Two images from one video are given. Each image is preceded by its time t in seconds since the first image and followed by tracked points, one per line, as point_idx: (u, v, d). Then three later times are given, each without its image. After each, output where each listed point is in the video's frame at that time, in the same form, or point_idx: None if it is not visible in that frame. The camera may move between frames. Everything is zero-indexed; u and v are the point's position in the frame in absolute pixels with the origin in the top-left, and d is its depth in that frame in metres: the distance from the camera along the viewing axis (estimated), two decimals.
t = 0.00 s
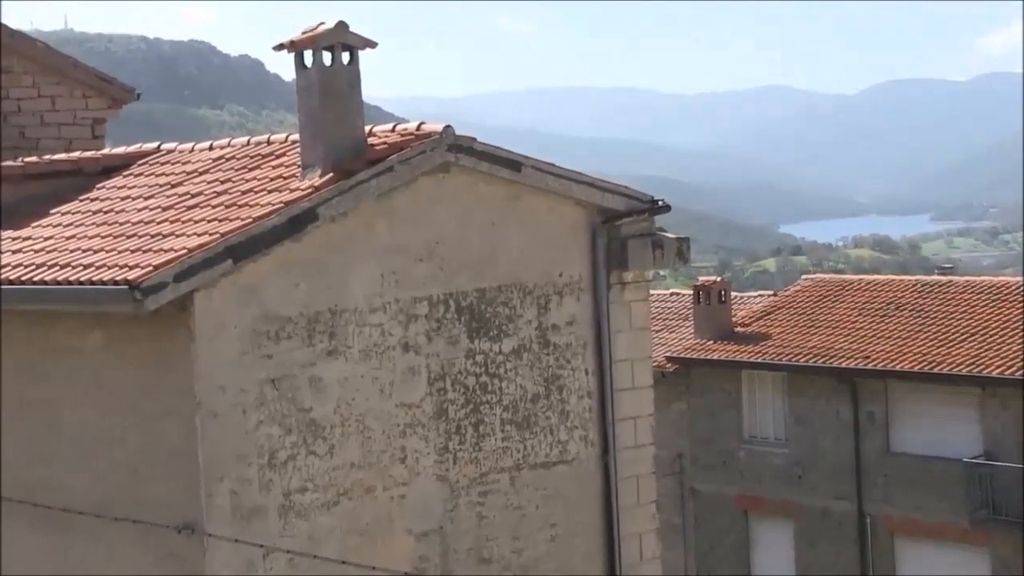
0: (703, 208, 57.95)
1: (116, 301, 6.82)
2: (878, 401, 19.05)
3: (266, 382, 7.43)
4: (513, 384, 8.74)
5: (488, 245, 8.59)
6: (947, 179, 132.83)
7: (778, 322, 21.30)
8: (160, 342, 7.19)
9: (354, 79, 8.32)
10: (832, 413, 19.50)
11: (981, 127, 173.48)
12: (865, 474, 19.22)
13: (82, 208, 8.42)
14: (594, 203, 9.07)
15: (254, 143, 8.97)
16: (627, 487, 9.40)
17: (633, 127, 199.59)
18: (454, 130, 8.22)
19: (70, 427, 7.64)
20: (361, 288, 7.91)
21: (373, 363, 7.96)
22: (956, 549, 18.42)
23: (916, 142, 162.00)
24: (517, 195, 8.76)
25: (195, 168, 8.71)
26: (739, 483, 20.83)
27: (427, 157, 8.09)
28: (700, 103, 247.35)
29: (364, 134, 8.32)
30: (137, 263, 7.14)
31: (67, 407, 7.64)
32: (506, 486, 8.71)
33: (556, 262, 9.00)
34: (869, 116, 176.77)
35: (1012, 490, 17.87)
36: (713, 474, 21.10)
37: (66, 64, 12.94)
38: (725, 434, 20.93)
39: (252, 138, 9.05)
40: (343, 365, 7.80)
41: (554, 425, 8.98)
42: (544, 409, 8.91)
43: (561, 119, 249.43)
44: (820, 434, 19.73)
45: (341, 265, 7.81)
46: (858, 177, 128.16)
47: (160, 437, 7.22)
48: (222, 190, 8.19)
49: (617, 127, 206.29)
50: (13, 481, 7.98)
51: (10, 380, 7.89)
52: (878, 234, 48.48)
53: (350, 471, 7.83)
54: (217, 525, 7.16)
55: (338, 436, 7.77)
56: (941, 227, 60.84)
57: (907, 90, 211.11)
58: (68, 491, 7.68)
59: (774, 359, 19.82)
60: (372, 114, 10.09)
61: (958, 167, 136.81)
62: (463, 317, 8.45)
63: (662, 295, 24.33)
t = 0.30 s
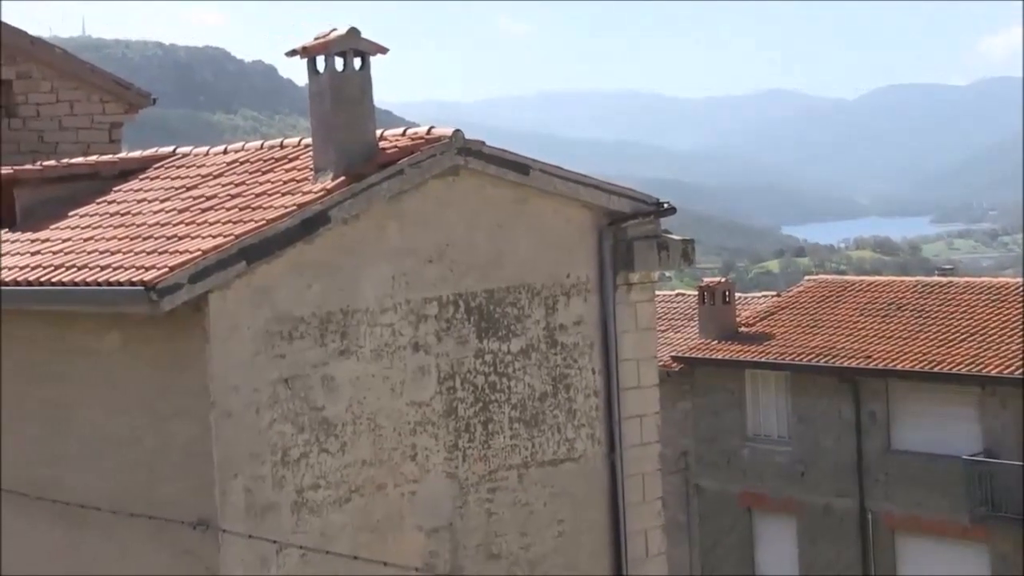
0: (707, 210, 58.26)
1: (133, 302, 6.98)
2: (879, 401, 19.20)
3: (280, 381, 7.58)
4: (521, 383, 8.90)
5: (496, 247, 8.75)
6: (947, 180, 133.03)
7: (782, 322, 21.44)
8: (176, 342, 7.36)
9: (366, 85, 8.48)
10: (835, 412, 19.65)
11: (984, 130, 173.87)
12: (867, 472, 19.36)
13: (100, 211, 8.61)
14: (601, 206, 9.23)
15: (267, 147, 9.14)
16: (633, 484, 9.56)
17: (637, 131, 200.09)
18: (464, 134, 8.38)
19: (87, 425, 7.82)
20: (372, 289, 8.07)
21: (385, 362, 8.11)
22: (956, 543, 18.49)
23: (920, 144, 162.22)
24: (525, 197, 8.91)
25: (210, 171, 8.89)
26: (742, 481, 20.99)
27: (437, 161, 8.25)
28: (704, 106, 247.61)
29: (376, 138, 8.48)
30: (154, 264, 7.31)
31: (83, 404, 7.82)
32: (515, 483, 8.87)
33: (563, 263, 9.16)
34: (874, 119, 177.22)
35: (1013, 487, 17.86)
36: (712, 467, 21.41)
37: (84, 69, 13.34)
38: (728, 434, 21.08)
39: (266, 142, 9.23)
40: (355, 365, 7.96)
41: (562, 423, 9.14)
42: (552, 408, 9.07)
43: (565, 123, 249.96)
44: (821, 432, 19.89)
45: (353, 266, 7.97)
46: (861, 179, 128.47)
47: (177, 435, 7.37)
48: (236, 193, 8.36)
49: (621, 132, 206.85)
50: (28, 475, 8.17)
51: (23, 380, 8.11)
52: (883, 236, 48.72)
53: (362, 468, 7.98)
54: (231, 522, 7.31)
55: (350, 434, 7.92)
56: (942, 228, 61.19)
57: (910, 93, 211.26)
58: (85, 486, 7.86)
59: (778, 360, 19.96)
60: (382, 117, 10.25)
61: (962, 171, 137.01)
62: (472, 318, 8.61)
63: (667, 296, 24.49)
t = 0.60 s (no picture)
0: (710, 211, 58.54)
1: (147, 302, 7.14)
2: (880, 399, 19.29)
3: (292, 379, 7.74)
4: (529, 382, 9.05)
5: (504, 248, 8.90)
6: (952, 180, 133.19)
7: (786, 322, 21.58)
8: (190, 341, 7.52)
9: (377, 89, 8.63)
10: (837, 410, 19.78)
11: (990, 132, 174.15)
12: (869, 470, 19.46)
13: (116, 212, 8.77)
14: (607, 208, 9.37)
15: (279, 149, 9.31)
16: (638, 481, 9.70)
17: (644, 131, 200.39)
18: (472, 137, 8.52)
19: (101, 422, 7.99)
20: (383, 289, 8.22)
21: (395, 361, 8.27)
22: (956, 541, 18.73)
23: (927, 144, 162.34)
24: (533, 198, 9.06)
25: (223, 173, 9.06)
26: (746, 478, 21.14)
27: (447, 163, 8.40)
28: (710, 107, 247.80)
29: (386, 141, 8.63)
30: (168, 264, 7.46)
31: (98, 402, 7.99)
32: (522, 480, 9.02)
33: (570, 264, 9.31)
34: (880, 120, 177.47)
35: (1013, 486, 18.02)
36: (718, 465, 21.50)
37: (101, 73, 13.57)
38: (732, 432, 21.23)
39: (278, 145, 9.40)
40: (365, 363, 8.11)
41: (568, 421, 9.29)
42: (559, 406, 9.22)
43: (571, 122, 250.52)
44: (824, 431, 20.01)
45: (364, 267, 8.12)
46: (866, 179, 128.69)
47: (192, 432, 7.53)
48: (249, 195, 8.52)
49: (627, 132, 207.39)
50: (32, 473, 8.25)
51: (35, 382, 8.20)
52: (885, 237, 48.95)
53: (372, 465, 8.13)
54: (244, 517, 7.47)
55: (360, 431, 8.08)
56: (942, 229, 61.37)
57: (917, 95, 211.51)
58: (100, 481, 8.04)
59: (782, 359, 20.09)
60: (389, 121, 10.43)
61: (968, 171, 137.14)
62: (480, 317, 8.76)
63: (672, 296, 24.66)
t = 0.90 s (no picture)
0: (718, 211, 58.76)
1: (167, 299, 7.31)
2: (888, 397, 19.38)
3: (309, 374, 7.90)
4: (541, 378, 9.22)
5: (517, 247, 9.06)
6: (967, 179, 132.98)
7: (796, 320, 21.70)
8: (210, 338, 7.70)
9: (393, 90, 8.78)
10: (845, 408, 19.89)
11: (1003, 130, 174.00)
12: (875, 466, 19.61)
13: (138, 211, 8.96)
14: (619, 208, 9.52)
15: (298, 150, 9.51)
16: (648, 476, 9.88)
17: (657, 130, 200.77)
18: (487, 138, 8.67)
19: (121, 415, 8.20)
20: (399, 287, 8.39)
21: (410, 357, 8.44)
22: (960, 537, 18.83)
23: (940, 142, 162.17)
24: (547, 198, 9.22)
25: (243, 174, 9.26)
26: (754, 474, 21.29)
27: (462, 163, 8.54)
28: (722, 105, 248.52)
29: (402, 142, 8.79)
30: (189, 262, 7.63)
31: (118, 396, 8.20)
32: (535, 475, 9.19)
33: (581, 263, 9.47)
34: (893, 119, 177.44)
35: (1015, 480, 18.35)
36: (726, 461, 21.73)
37: (125, 76, 13.78)
38: (742, 428, 21.37)
39: (297, 146, 9.59)
40: (381, 360, 8.29)
41: (580, 417, 9.46)
42: (571, 402, 9.39)
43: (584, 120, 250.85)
44: (832, 428, 20.13)
45: (380, 265, 8.28)
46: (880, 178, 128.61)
47: (212, 426, 7.71)
48: (268, 194, 8.70)
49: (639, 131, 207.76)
50: (60, 464, 8.63)
51: (64, 375, 8.50)
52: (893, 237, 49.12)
53: (388, 459, 8.30)
54: (262, 509, 7.64)
55: (376, 426, 8.25)
56: (950, 229, 61.61)
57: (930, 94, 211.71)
58: (120, 473, 8.24)
59: (793, 356, 20.20)
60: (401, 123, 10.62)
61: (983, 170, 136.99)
62: (494, 315, 8.93)
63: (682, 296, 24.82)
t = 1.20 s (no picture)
0: (733, 210, 58.96)
1: (190, 294, 7.44)
2: (899, 393, 19.49)
3: (328, 369, 8.04)
4: (557, 374, 9.34)
5: (533, 244, 9.18)
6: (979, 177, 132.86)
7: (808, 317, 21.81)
8: (230, 332, 7.83)
9: (411, 89, 8.92)
10: (857, 404, 19.98)
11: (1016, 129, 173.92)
12: (887, 461, 19.72)
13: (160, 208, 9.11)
14: (635, 206, 9.65)
15: (319, 148, 9.65)
16: (662, 470, 10.01)
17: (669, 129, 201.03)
18: (504, 137, 8.80)
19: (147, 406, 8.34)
20: (417, 284, 8.51)
21: (428, 353, 8.56)
22: (970, 531, 18.92)
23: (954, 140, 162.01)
24: (563, 196, 9.35)
25: (264, 171, 9.40)
26: (767, 469, 21.40)
27: (479, 162, 8.66)
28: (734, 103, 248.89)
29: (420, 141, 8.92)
30: (211, 258, 7.77)
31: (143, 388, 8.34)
32: (550, 469, 9.31)
33: (597, 261, 9.59)
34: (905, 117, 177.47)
35: None
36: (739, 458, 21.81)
37: (149, 75, 14.07)
38: (754, 424, 21.49)
39: (318, 144, 9.74)
40: (400, 355, 8.41)
41: (595, 412, 9.59)
42: (586, 398, 9.51)
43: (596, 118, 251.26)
44: (844, 424, 20.23)
45: (398, 262, 8.41)
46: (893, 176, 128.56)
47: (232, 419, 7.83)
48: (289, 191, 8.84)
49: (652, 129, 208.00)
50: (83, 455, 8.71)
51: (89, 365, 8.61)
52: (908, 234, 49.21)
53: (406, 453, 8.43)
54: (282, 502, 7.79)
55: (394, 420, 8.38)
56: (964, 227, 61.72)
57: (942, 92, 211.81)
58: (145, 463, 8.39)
59: (804, 353, 20.30)
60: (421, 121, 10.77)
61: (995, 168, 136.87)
62: (511, 311, 9.05)
63: (696, 292, 24.95)
